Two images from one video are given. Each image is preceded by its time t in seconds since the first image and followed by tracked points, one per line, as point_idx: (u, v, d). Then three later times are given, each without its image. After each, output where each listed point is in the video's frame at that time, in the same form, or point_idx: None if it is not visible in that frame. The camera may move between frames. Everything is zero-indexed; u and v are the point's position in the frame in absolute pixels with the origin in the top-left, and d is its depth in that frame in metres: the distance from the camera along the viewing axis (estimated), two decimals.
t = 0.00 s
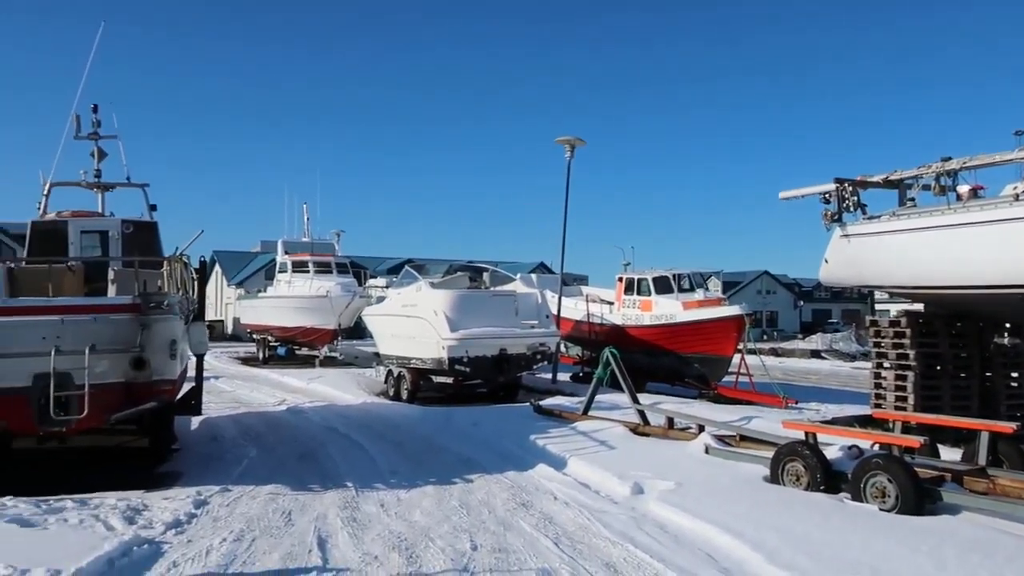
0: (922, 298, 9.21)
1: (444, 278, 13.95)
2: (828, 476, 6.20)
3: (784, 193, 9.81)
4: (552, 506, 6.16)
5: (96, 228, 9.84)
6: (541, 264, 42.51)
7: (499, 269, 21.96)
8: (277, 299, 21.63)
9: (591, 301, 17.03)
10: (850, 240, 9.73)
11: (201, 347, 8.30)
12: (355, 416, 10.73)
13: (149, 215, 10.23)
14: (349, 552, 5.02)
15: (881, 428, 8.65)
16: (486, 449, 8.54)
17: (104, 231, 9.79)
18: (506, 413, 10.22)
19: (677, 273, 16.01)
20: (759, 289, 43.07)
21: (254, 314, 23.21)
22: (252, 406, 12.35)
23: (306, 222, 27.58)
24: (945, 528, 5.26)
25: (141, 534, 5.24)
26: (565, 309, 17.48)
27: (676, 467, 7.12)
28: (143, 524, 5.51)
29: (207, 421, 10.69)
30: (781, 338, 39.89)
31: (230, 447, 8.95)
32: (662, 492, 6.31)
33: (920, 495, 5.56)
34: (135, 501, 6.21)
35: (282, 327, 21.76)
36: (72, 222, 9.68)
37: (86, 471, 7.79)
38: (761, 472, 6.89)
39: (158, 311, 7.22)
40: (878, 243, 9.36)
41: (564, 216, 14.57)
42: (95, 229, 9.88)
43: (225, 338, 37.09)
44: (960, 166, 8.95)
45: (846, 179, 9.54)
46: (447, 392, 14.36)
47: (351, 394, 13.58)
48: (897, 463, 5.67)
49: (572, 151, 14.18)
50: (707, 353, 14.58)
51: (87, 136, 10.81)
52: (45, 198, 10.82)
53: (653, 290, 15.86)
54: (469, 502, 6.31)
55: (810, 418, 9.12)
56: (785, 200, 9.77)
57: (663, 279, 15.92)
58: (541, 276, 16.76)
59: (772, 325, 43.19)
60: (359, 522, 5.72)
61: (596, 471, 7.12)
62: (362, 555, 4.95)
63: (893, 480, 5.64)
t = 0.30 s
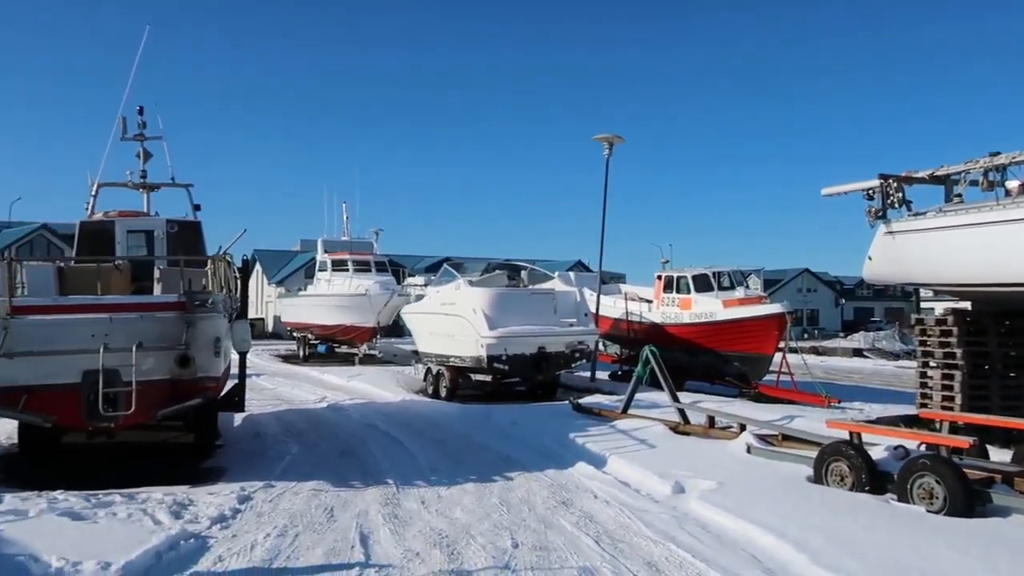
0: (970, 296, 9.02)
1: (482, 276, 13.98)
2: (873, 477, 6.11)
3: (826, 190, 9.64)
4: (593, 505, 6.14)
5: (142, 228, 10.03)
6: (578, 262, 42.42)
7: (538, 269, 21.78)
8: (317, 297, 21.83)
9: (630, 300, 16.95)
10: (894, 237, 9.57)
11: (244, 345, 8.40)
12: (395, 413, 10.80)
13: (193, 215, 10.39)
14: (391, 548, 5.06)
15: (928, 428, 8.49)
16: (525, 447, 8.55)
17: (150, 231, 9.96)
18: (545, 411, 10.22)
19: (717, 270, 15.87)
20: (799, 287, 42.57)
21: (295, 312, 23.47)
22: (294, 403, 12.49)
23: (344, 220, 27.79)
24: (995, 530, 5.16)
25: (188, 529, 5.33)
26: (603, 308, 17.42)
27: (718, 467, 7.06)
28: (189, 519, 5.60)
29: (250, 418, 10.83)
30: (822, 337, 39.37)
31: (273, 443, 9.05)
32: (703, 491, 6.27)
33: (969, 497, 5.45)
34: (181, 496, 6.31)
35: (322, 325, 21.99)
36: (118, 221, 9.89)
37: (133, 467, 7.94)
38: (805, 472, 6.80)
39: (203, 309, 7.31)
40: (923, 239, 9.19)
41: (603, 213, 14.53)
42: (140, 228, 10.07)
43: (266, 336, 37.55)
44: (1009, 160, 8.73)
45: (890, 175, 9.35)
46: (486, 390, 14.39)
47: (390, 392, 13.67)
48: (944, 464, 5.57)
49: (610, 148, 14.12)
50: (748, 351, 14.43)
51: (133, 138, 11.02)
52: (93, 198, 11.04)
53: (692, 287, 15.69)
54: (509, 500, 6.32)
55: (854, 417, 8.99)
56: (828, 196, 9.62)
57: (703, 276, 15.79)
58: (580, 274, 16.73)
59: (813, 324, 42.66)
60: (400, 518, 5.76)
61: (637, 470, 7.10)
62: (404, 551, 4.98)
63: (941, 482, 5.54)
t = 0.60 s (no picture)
0: None
1: (529, 274, 14.00)
2: (931, 478, 5.98)
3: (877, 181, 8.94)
4: (643, 503, 6.11)
5: (197, 227, 10.23)
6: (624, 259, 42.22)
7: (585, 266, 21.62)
8: (365, 295, 22.05)
9: (678, 297, 16.82)
10: (951, 233, 9.34)
11: (296, 342, 8.52)
12: (444, 410, 10.85)
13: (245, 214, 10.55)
14: (442, 544, 5.09)
15: (987, 428, 8.28)
16: (574, 445, 8.54)
17: (204, 230, 10.16)
18: (593, 409, 10.18)
19: (767, 267, 15.67)
20: (850, 284, 41.87)
21: (343, 310, 23.73)
22: (344, 400, 12.63)
23: (392, 219, 28.03)
24: None
25: (243, 522, 5.42)
26: (651, 305, 17.31)
27: (770, 466, 6.97)
28: (244, 513, 5.70)
29: (301, 414, 10.99)
30: (874, 335, 38.67)
31: (324, 439, 9.16)
32: (755, 491, 6.20)
33: None
34: (236, 490, 6.42)
35: (370, 323, 22.21)
36: (174, 221, 10.09)
37: (189, 461, 8.10)
38: (860, 473, 6.69)
39: (256, 307, 7.40)
40: (982, 235, 8.94)
41: (651, 210, 14.44)
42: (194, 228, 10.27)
43: (315, 333, 38.03)
44: None
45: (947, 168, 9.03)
46: (533, 388, 14.41)
47: (438, 389, 13.76)
48: (1006, 465, 5.44)
49: (658, 144, 14.02)
50: (799, 350, 14.21)
51: (187, 139, 11.23)
52: (148, 198, 11.28)
53: (741, 284, 15.49)
54: (559, 497, 6.32)
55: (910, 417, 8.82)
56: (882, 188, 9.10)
57: (753, 273, 15.60)
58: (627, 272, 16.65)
59: (864, 321, 41.91)
60: (451, 515, 5.79)
61: (687, 468, 7.04)
62: (455, 548, 5.01)
63: (1002, 483, 5.41)
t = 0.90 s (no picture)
0: None
1: (572, 271, 13.96)
2: (986, 479, 5.85)
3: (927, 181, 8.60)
4: (689, 502, 6.06)
5: (244, 225, 10.37)
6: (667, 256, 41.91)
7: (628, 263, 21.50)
8: (408, 292, 22.18)
9: (722, 294, 16.66)
10: (1005, 228, 8.76)
11: (341, 338, 8.60)
12: (487, 407, 10.89)
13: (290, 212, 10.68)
14: (487, 541, 5.10)
15: None
16: (617, 442, 8.51)
17: (251, 228, 10.30)
18: (637, 407, 10.13)
19: (813, 264, 15.45)
20: (898, 281, 41.11)
21: (386, 307, 23.90)
22: (387, 397, 12.72)
23: (434, 216, 28.13)
24: None
25: (292, 517, 5.49)
26: (694, 303, 17.17)
27: (819, 466, 6.88)
28: (292, 507, 5.77)
29: (346, 410, 11.09)
30: (923, 333, 37.93)
31: (369, 435, 9.25)
32: (803, 491, 6.12)
33: None
34: (284, 485, 6.51)
35: (413, 320, 22.34)
36: (222, 219, 10.26)
37: (238, 456, 8.23)
38: (911, 473, 6.56)
39: (302, 304, 7.42)
40: None
41: (695, 207, 14.33)
42: (242, 225, 10.42)
43: (358, 330, 38.38)
44: None
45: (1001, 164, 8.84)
46: (575, 385, 14.38)
47: (481, 386, 13.80)
48: None
49: (701, 141, 13.90)
50: (846, 348, 13.99)
51: (235, 138, 11.40)
52: (197, 197, 11.47)
53: (787, 282, 15.32)
54: (603, 495, 6.30)
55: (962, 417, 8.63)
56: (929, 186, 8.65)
57: (799, 270, 15.40)
58: (670, 269, 16.54)
59: (913, 319, 41.12)
60: (496, 512, 5.80)
61: (733, 467, 6.98)
62: (500, 544, 5.01)
63: None
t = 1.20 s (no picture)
0: None
1: (621, 268, 13.91)
2: None
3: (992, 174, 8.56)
4: (742, 501, 6.00)
5: (297, 224, 10.51)
6: (717, 253, 41.46)
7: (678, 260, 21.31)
8: (458, 289, 22.28)
9: (774, 291, 16.45)
10: None
11: (393, 336, 8.67)
12: (537, 405, 10.89)
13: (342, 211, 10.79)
14: (539, 538, 5.11)
15: None
16: (669, 440, 8.46)
17: (304, 227, 10.43)
18: (689, 405, 10.04)
19: (868, 260, 15.17)
20: (956, 277, 40.11)
21: (435, 304, 24.03)
22: (438, 394, 12.81)
23: (482, 214, 28.20)
24: None
25: (346, 512, 5.56)
26: (746, 300, 16.97)
27: (876, 466, 6.75)
28: (346, 503, 5.85)
29: (397, 407, 11.18)
30: (983, 330, 36.97)
31: (420, 432, 9.33)
32: (860, 491, 6.01)
33: None
34: (338, 480, 6.60)
35: (462, 317, 22.43)
36: (275, 218, 10.41)
37: (292, 451, 8.36)
38: (973, 474, 6.40)
39: (355, 302, 7.52)
40: None
41: (746, 203, 14.16)
42: (294, 224, 10.57)
43: (408, 327, 38.66)
44: None
45: None
46: (625, 383, 14.31)
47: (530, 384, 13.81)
48: None
49: (752, 135, 13.72)
50: (903, 346, 13.70)
51: (287, 139, 11.56)
52: (251, 197, 11.66)
53: (842, 278, 15.10)
54: (655, 493, 6.26)
55: None
56: (994, 180, 8.63)
57: (854, 266, 15.14)
58: (721, 266, 16.38)
59: (972, 316, 40.10)
60: (547, 509, 5.80)
61: (787, 466, 6.88)
62: (552, 542, 5.01)
63: None
